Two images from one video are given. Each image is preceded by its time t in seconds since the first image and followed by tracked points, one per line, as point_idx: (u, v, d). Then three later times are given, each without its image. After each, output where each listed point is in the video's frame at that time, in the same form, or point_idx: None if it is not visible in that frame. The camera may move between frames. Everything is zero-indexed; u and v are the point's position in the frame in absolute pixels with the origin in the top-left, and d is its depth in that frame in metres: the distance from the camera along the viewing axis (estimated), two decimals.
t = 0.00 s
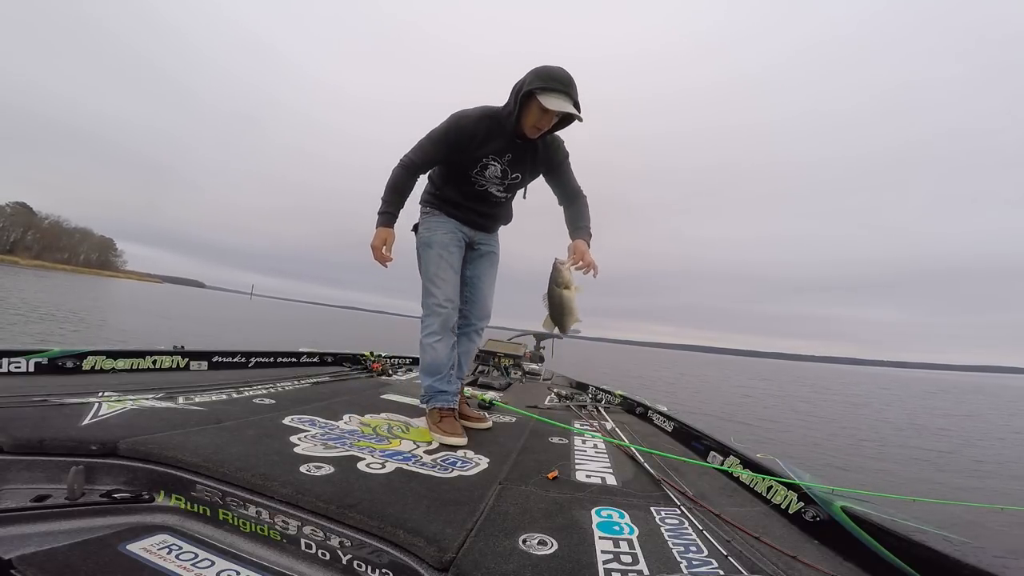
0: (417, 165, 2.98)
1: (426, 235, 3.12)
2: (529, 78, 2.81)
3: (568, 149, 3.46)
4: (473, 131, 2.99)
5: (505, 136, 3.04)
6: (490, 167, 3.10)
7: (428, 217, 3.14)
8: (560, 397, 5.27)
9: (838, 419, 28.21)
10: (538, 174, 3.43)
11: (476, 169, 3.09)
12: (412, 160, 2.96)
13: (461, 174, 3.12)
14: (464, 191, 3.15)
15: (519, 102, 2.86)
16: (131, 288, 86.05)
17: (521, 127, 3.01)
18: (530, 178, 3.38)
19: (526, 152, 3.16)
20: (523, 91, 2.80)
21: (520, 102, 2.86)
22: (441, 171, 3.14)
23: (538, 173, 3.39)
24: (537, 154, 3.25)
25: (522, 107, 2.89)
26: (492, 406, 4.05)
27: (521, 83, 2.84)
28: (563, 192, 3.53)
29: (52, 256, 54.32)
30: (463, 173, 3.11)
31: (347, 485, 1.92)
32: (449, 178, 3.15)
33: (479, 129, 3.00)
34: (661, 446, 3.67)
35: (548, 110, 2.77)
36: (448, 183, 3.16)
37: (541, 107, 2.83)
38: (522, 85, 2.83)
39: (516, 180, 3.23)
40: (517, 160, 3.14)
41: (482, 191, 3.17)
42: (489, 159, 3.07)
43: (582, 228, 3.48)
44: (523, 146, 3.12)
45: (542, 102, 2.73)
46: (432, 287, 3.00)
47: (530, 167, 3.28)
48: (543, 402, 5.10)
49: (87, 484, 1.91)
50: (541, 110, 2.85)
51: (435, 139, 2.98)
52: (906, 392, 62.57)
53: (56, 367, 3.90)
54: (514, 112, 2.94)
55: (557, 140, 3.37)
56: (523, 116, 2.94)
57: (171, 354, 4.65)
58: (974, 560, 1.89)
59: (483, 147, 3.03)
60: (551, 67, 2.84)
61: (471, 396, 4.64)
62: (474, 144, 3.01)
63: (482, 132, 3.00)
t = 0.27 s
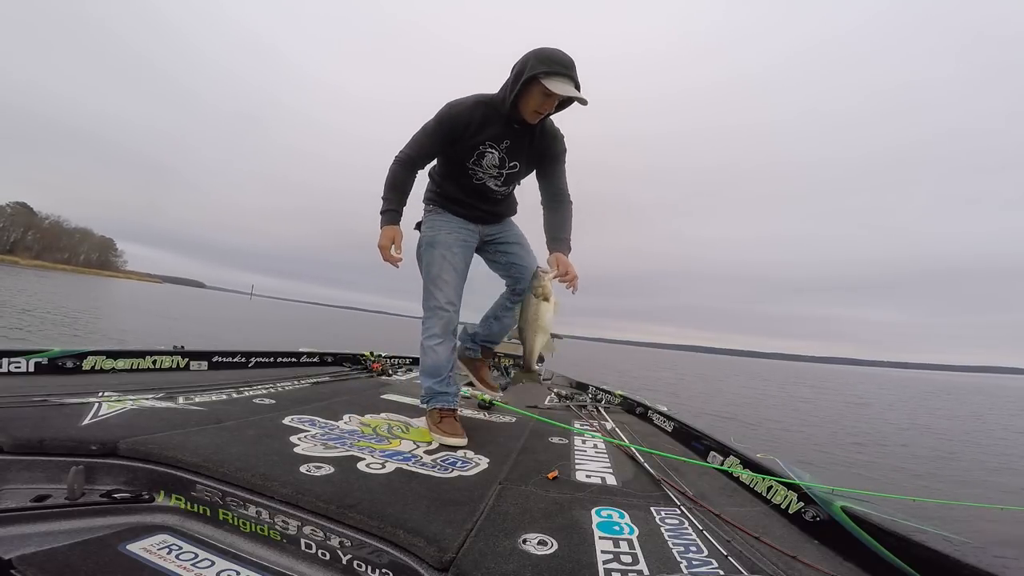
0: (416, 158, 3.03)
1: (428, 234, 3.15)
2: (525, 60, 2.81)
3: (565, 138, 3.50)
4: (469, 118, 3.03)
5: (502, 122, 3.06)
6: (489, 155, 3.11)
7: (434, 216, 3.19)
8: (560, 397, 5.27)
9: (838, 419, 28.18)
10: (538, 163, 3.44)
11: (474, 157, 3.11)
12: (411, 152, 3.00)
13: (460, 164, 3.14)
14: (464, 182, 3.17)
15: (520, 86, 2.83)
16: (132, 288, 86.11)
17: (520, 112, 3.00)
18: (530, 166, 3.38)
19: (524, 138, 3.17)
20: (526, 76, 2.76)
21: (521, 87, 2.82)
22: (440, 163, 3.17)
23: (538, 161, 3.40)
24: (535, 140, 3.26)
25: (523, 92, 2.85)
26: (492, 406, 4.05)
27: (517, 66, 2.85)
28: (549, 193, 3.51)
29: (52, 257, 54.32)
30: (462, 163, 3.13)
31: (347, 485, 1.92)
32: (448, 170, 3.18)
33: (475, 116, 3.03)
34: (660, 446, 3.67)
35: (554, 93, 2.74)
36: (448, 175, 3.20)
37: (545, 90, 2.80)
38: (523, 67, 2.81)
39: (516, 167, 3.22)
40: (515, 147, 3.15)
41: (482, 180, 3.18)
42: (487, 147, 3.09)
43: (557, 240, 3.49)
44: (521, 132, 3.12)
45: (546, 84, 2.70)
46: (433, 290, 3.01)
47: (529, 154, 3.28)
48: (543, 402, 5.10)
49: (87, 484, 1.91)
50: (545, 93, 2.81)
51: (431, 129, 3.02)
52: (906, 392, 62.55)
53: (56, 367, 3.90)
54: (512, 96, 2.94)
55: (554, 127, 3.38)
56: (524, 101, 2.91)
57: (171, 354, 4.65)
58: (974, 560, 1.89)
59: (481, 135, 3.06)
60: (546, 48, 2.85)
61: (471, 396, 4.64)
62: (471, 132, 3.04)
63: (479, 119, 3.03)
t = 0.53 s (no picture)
0: (421, 157, 3.02)
1: (436, 234, 3.18)
2: (528, 57, 2.82)
3: (571, 135, 3.54)
4: (473, 116, 3.04)
5: (507, 120, 3.08)
6: (494, 153, 3.13)
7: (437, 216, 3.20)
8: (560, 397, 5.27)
9: (838, 419, 28.19)
10: (542, 160, 3.47)
11: (479, 155, 3.12)
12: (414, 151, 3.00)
13: (465, 163, 3.15)
14: (470, 180, 3.17)
15: (527, 84, 2.83)
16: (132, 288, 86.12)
17: (526, 109, 3.01)
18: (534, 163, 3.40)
19: (529, 135, 3.19)
20: (534, 74, 2.75)
21: (530, 84, 2.80)
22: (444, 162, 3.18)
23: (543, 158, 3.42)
24: (539, 137, 3.29)
25: (531, 91, 2.84)
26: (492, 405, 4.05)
27: (520, 63, 2.86)
28: (556, 189, 3.52)
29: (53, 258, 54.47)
30: (466, 162, 3.14)
31: (347, 484, 1.93)
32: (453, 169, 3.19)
33: (479, 113, 3.04)
34: (660, 446, 3.67)
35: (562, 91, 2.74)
36: (453, 174, 3.20)
37: (554, 88, 2.80)
38: (528, 65, 2.80)
39: (521, 165, 3.24)
40: (520, 144, 3.16)
41: (488, 179, 3.18)
42: (492, 145, 3.10)
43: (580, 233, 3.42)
44: (525, 129, 3.14)
45: (555, 82, 2.70)
46: (438, 290, 3.02)
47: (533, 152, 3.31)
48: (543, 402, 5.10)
49: (87, 484, 1.91)
50: (554, 91, 2.81)
51: (434, 126, 3.01)
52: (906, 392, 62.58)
53: (56, 367, 3.90)
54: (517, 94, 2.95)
55: (558, 125, 3.41)
56: (531, 99, 2.91)
57: (171, 354, 4.66)
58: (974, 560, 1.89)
59: (485, 133, 3.07)
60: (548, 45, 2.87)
61: (471, 395, 4.64)
62: (475, 130, 3.05)
63: (483, 117, 3.05)
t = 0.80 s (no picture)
0: (442, 163, 3.02)
1: (449, 235, 3.20)
2: (554, 68, 2.79)
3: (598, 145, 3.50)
4: (496, 124, 3.03)
5: (531, 130, 3.05)
6: (515, 162, 3.12)
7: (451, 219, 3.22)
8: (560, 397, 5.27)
9: (838, 418, 28.17)
10: (565, 171, 3.44)
11: (500, 164, 3.11)
12: (436, 156, 2.99)
13: (485, 170, 3.14)
14: (488, 188, 3.18)
15: (553, 95, 2.80)
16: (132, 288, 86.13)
17: (552, 121, 2.98)
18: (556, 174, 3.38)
19: (552, 146, 3.17)
20: (560, 86, 2.73)
21: (557, 96, 2.77)
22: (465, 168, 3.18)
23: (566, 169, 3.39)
24: (563, 148, 3.26)
25: (557, 102, 2.82)
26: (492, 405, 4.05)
27: (546, 74, 2.84)
28: (586, 197, 3.51)
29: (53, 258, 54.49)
30: (487, 170, 3.14)
31: (347, 484, 1.92)
32: (473, 176, 3.19)
33: (503, 122, 3.03)
34: (660, 446, 3.67)
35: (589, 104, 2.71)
36: (472, 181, 3.20)
37: (580, 100, 2.77)
38: (553, 77, 2.79)
39: (542, 175, 3.23)
40: (542, 155, 3.15)
41: (507, 187, 3.18)
42: (513, 154, 3.09)
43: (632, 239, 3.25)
44: (549, 140, 3.12)
45: (582, 95, 2.66)
46: (447, 292, 3.03)
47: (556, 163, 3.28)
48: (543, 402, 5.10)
49: (87, 484, 1.92)
50: (580, 103, 2.78)
51: (458, 133, 3.00)
52: (906, 392, 62.54)
53: (56, 367, 3.90)
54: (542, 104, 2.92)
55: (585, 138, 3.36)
56: (557, 111, 2.89)
57: (171, 354, 4.65)
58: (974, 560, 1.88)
59: (508, 141, 3.06)
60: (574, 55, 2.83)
61: (471, 396, 4.64)
62: (498, 138, 3.04)
63: (507, 126, 3.03)
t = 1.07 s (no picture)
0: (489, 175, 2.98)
1: (475, 241, 3.23)
2: (618, 105, 2.76)
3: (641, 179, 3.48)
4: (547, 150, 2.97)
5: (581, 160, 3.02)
6: (560, 188, 3.11)
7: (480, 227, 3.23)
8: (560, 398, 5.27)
9: (838, 418, 28.16)
10: (607, 201, 3.40)
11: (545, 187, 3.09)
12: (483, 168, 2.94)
13: (528, 191, 3.11)
14: (527, 206, 3.18)
15: (614, 129, 2.79)
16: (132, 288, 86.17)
17: (605, 153, 2.97)
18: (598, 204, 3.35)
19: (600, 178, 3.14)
20: (620, 122, 2.73)
21: (617, 130, 2.78)
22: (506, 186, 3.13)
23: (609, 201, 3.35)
24: (611, 180, 3.21)
25: (616, 137, 2.82)
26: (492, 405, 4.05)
27: (608, 109, 2.79)
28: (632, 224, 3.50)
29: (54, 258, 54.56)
30: (530, 191, 3.11)
31: (347, 485, 1.92)
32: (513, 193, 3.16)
33: (557, 150, 2.97)
34: (660, 446, 3.67)
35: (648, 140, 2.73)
36: (510, 196, 3.17)
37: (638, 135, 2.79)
38: (616, 112, 2.77)
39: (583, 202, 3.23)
40: (587, 184, 3.12)
41: (546, 206, 3.20)
42: (560, 181, 3.06)
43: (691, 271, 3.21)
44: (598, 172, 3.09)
45: (644, 131, 2.69)
46: (468, 292, 3.05)
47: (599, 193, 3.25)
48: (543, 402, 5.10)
49: (87, 484, 1.92)
50: (637, 138, 2.80)
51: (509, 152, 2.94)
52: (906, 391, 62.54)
53: (56, 367, 3.90)
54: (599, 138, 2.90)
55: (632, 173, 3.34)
56: (614, 144, 2.88)
57: (171, 354, 4.65)
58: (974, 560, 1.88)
59: (556, 169, 3.02)
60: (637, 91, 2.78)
61: (471, 396, 4.64)
62: (549, 164, 2.99)
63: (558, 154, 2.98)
